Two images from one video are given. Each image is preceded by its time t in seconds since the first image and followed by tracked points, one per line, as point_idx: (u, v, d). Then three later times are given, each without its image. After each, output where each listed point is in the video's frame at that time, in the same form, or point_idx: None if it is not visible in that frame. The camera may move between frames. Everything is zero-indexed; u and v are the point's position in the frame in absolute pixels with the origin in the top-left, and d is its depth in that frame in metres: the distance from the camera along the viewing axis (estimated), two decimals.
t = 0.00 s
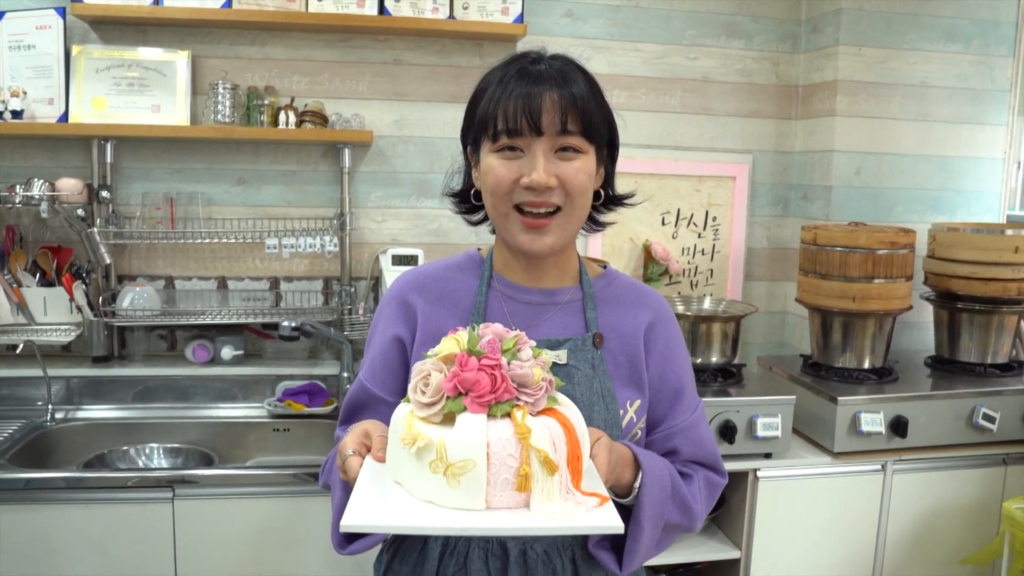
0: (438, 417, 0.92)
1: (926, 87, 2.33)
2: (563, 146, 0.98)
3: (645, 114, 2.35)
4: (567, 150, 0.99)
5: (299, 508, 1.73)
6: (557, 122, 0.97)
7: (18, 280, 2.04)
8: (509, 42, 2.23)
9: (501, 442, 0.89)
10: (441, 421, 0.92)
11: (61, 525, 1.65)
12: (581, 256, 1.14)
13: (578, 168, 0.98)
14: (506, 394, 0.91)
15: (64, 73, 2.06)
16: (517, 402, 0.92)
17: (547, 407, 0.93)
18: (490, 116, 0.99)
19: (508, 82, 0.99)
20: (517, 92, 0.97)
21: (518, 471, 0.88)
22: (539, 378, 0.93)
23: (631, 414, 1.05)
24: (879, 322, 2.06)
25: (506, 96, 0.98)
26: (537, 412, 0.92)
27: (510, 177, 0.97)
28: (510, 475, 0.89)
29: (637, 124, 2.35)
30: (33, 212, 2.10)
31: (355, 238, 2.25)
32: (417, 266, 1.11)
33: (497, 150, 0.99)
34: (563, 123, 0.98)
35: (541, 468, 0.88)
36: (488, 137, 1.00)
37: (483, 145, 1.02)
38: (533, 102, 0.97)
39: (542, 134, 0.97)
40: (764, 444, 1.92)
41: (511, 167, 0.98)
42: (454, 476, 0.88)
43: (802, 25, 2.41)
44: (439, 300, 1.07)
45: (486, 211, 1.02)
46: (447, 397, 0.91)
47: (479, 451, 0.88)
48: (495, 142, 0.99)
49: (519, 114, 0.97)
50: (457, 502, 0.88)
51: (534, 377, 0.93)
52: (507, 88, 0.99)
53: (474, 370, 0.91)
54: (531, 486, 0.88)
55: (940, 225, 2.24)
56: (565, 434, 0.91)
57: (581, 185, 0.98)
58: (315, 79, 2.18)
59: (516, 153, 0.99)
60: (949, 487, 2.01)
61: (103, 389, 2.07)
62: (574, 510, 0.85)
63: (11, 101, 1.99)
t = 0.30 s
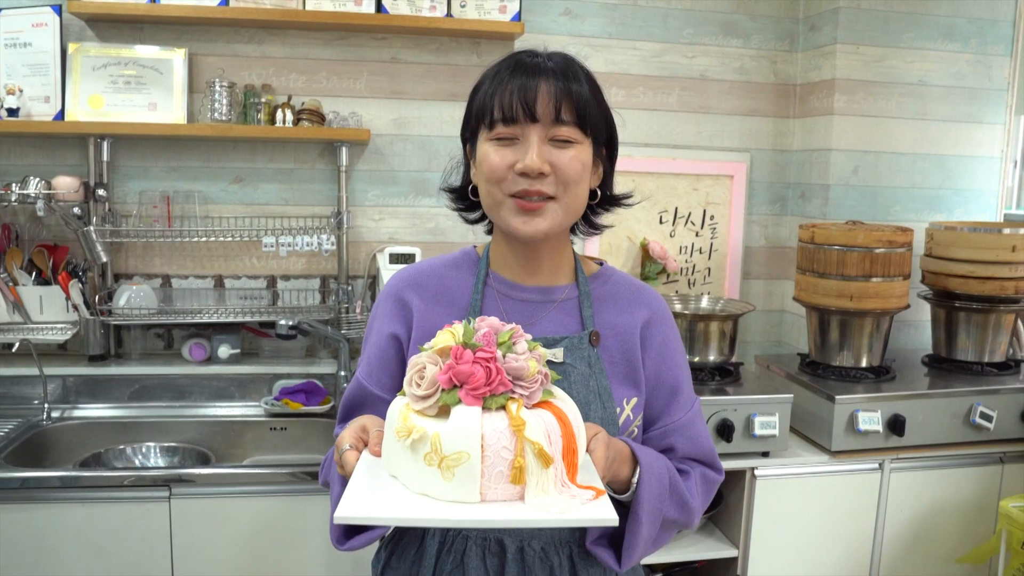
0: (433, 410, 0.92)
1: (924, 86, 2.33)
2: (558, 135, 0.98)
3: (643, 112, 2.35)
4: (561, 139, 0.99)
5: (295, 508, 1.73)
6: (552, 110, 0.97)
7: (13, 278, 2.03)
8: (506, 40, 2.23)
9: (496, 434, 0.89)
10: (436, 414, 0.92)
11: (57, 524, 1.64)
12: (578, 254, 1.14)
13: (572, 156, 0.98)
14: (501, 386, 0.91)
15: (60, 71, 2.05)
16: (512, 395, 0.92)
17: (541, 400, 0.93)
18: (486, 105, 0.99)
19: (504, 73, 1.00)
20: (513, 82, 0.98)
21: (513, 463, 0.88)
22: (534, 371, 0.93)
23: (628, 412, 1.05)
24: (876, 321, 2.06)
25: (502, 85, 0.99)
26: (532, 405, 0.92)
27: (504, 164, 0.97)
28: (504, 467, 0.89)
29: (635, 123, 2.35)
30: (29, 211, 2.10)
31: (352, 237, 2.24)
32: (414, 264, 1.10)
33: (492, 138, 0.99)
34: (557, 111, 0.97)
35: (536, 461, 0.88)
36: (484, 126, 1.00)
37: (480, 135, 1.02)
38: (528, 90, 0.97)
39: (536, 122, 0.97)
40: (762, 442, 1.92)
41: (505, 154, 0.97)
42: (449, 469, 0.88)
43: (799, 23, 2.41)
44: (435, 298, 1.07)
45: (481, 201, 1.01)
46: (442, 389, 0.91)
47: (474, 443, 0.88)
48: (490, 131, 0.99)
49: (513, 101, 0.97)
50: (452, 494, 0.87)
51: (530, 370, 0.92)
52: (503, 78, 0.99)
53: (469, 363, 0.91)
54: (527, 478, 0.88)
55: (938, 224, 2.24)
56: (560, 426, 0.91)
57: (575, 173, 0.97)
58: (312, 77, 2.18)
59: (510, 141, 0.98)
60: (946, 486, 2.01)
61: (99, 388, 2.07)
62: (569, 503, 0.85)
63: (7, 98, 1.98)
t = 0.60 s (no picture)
0: (431, 401, 0.91)
1: (923, 80, 2.33)
2: (543, 130, 0.97)
3: (641, 108, 2.34)
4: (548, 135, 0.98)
5: (296, 506, 1.73)
6: (538, 105, 0.97)
7: (12, 276, 2.02)
8: (504, 36, 2.22)
9: (495, 424, 0.89)
10: (435, 405, 0.91)
11: (56, 522, 1.64)
12: (579, 250, 1.14)
13: (555, 153, 0.96)
14: (500, 376, 0.91)
15: (57, 68, 2.04)
16: (512, 385, 0.92)
17: (541, 391, 0.93)
18: (479, 100, 1.01)
19: (498, 68, 1.00)
20: (503, 76, 0.98)
21: (512, 454, 0.88)
22: (534, 361, 0.92)
23: (630, 411, 1.04)
24: (876, 317, 2.06)
25: (494, 80, 1.00)
26: (532, 395, 0.92)
27: (488, 159, 0.97)
28: (503, 459, 0.88)
29: (634, 119, 2.34)
30: (27, 209, 2.09)
31: (351, 234, 2.24)
32: (413, 261, 1.10)
33: (481, 132, 1.00)
34: (543, 106, 0.96)
35: (536, 452, 0.88)
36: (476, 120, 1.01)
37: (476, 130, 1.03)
38: (515, 85, 0.97)
39: (522, 117, 0.97)
40: (762, 438, 1.92)
41: (489, 148, 0.98)
42: (447, 460, 0.87)
43: (798, 18, 2.40)
44: (435, 295, 1.06)
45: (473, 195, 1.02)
46: (440, 379, 0.91)
47: (473, 434, 0.87)
48: (480, 125, 1.00)
49: (501, 96, 0.98)
50: (449, 485, 0.87)
51: (530, 360, 0.92)
52: (497, 72, 1.00)
53: (468, 353, 0.91)
54: (526, 470, 0.87)
55: (938, 219, 2.23)
56: (560, 417, 0.90)
57: (557, 170, 0.96)
58: (310, 74, 2.17)
59: (498, 135, 0.99)
60: (947, 481, 2.01)
61: (98, 386, 2.06)
62: (569, 494, 0.85)
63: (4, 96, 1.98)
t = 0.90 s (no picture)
0: (429, 417, 0.91)
1: (922, 77, 2.32)
2: (535, 153, 0.96)
3: (639, 105, 2.34)
4: (540, 156, 0.97)
5: (295, 505, 1.73)
6: (530, 127, 0.96)
7: (11, 277, 2.03)
8: (502, 34, 2.22)
9: (494, 441, 0.89)
10: (433, 421, 0.91)
11: (56, 522, 1.64)
12: (578, 251, 1.13)
13: (546, 178, 0.96)
14: (499, 393, 0.91)
15: (55, 69, 2.04)
16: (510, 401, 0.92)
17: (540, 405, 0.93)
18: (474, 111, 1.00)
19: (497, 79, 0.99)
20: (497, 92, 0.97)
21: (511, 472, 0.88)
22: (532, 376, 0.93)
23: (629, 415, 1.05)
24: (875, 313, 2.06)
25: (489, 93, 0.98)
26: (530, 411, 0.92)
27: (479, 176, 0.98)
28: (502, 476, 0.88)
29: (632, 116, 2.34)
30: (26, 209, 2.09)
31: (349, 233, 2.24)
32: (411, 262, 1.10)
33: (475, 146, 1.00)
34: (535, 129, 0.95)
35: (534, 469, 0.88)
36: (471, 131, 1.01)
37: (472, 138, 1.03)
38: (508, 104, 0.96)
39: (514, 138, 0.96)
40: (761, 436, 1.92)
41: (481, 166, 0.98)
42: (446, 478, 0.87)
43: (796, 15, 2.40)
44: (433, 298, 1.06)
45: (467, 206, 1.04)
46: (438, 396, 0.91)
47: (472, 452, 0.87)
48: (474, 139, 1.00)
49: (494, 113, 0.97)
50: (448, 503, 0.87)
51: (528, 375, 0.92)
52: (492, 84, 0.99)
53: (466, 368, 0.90)
54: (525, 487, 0.87)
55: (937, 215, 2.23)
56: (559, 432, 0.91)
57: (547, 196, 0.96)
58: (308, 73, 2.17)
59: (491, 152, 0.99)
60: (946, 477, 2.01)
61: (98, 386, 2.06)
62: (569, 511, 0.85)
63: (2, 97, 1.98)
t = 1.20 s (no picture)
0: (427, 407, 0.92)
1: (920, 73, 2.32)
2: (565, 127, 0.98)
3: (638, 103, 2.34)
4: (567, 132, 0.99)
5: (295, 504, 1.73)
6: (561, 100, 0.97)
7: (11, 277, 2.03)
8: (500, 33, 2.22)
9: (490, 433, 0.89)
10: (430, 411, 0.92)
11: (57, 521, 1.65)
12: (577, 246, 1.13)
13: (580, 151, 0.98)
14: (496, 383, 0.91)
15: (54, 69, 2.05)
16: (508, 392, 0.92)
17: (538, 398, 0.93)
18: (488, 97, 0.99)
19: (504, 65, 0.99)
20: (519, 72, 0.97)
21: (506, 464, 0.88)
22: (530, 368, 0.93)
23: (628, 411, 1.05)
24: (874, 310, 2.06)
25: (506, 75, 0.98)
26: (528, 403, 0.92)
27: (511, 159, 0.96)
28: (498, 467, 0.89)
29: (631, 114, 2.34)
30: (26, 210, 2.10)
31: (348, 232, 2.24)
32: (410, 259, 1.10)
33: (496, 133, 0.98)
34: (566, 102, 0.97)
35: (530, 461, 0.87)
36: (486, 118, 0.99)
37: (480, 129, 1.01)
38: (536, 81, 0.97)
39: (545, 113, 0.97)
40: (761, 433, 1.92)
41: (512, 149, 0.96)
42: (442, 469, 0.88)
43: (795, 12, 2.40)
44: (430, 296, 1.06)
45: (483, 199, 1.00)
46: (435, 386, 0.92)
47: (468, 443, 0.88)
48: (495, 124, 0.98)
49: (520, 93, 0.97)
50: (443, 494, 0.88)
51: (526, 367, 0.92)
52: (508, 67, 0.99)
53: (463, 359, 0.91)
54: (521, 480, 0.88)
55: (935, 212, 2.23)
56: (556, 425, 0.90)
57: (583, 169, 0.98)
58: (306, 72, 2.17)
59: (516, 135, 0.98)
60: (946, 474, 2.01)
61: (99, 386, 2.07)
62: (564, 504, 0.85)
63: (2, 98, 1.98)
